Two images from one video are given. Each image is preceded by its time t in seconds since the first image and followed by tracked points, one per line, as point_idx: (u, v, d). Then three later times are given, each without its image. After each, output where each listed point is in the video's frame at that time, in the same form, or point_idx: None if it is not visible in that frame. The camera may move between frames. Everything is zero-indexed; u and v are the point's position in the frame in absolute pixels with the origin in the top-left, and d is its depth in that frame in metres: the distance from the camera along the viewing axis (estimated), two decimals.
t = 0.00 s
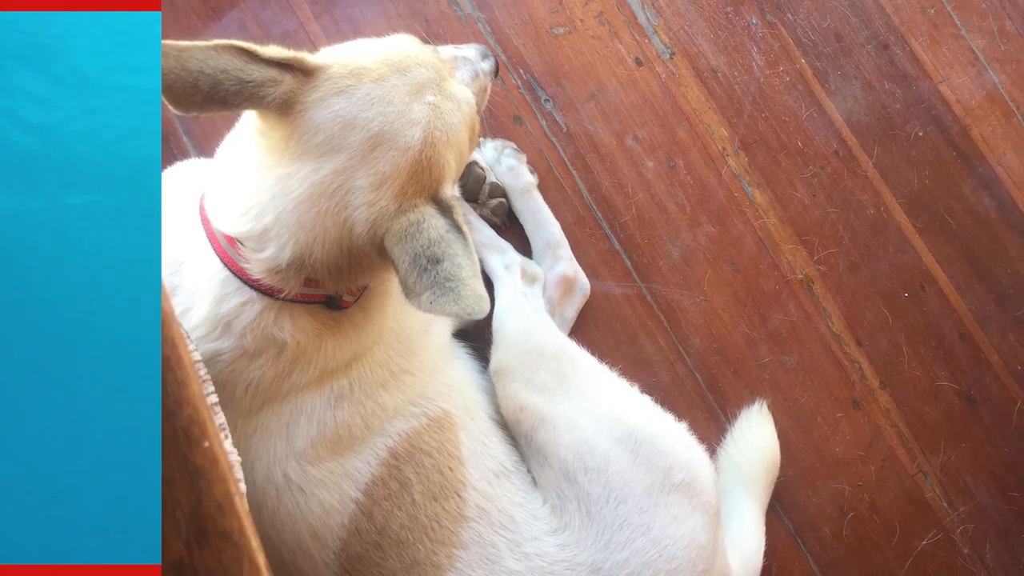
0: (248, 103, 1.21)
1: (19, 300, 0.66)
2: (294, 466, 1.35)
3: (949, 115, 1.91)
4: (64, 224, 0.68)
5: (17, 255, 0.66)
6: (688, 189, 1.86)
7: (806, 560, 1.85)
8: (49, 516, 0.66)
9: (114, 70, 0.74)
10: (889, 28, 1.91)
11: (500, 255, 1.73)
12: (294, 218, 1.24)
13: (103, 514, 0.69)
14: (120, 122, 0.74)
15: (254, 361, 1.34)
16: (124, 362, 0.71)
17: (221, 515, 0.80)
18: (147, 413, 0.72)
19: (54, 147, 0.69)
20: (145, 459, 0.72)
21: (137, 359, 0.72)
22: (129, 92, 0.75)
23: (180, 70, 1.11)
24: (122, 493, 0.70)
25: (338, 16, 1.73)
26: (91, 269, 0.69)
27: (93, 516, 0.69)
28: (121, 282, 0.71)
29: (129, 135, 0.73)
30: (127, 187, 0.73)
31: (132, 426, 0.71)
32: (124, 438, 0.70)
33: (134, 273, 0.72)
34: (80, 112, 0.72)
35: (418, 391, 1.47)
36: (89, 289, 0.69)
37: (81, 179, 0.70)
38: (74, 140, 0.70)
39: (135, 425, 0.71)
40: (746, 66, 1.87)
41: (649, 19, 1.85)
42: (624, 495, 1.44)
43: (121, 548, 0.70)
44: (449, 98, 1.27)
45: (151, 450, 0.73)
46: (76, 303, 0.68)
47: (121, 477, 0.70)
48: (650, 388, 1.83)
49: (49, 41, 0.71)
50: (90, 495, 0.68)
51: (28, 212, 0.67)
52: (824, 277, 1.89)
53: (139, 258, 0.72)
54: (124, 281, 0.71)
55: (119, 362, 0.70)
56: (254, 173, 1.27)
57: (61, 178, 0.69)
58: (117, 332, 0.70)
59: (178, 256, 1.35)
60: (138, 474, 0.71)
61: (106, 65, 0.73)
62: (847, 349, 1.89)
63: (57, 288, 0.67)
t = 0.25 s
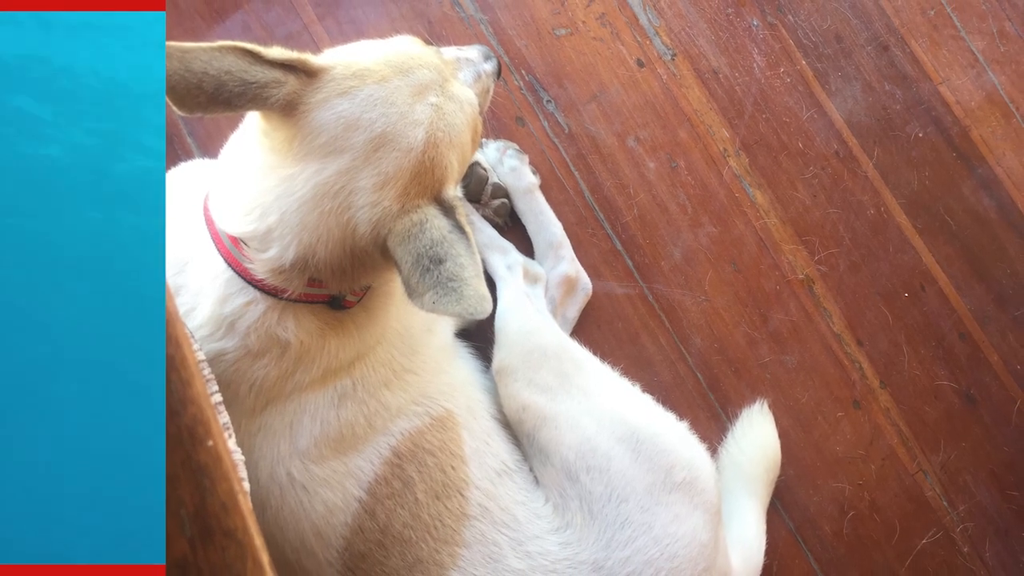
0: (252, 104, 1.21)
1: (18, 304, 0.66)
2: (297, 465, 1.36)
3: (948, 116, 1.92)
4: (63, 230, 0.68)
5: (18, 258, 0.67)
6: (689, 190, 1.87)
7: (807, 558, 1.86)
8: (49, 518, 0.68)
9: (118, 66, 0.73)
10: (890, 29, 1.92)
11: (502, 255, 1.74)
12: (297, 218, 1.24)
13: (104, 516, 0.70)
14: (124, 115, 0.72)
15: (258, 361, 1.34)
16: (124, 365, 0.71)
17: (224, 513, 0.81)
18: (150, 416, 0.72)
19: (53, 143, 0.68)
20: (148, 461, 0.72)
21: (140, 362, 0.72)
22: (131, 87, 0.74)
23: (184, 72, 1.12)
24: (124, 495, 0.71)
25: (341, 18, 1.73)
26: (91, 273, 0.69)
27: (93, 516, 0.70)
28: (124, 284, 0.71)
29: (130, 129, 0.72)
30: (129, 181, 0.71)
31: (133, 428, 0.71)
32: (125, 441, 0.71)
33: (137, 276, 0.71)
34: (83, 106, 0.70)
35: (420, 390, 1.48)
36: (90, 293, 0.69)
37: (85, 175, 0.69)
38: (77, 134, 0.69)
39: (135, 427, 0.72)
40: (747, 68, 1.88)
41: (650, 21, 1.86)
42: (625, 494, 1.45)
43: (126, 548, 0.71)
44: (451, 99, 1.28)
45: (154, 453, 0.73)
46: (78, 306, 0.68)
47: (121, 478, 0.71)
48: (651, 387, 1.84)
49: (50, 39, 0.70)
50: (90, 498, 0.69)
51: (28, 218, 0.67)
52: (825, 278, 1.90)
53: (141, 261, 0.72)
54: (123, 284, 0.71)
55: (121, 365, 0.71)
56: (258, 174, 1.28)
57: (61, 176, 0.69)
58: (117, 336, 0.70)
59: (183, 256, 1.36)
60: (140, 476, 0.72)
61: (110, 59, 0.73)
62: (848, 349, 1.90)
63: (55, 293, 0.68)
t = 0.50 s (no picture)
0: (256, 105, 1.22)
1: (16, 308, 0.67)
2: (301, 464, 1.37)
3: (948, 118, 1.93)
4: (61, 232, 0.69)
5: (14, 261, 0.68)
6: (690, 191, 1.87)
7: (807, 557, 1.87)
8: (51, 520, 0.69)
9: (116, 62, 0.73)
10: (890, 31, 1.92)
11: (505, 255, 1.75)
12: (301, 218, 1.25)
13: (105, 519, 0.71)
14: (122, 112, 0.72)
15: (262, 360, 1.35)
16: (126, 369, 0.72)
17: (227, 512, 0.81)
18: (150, 419, 0.73)
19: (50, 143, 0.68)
20: (151, 465, 0.73)
21: (143, 366, 0.73)
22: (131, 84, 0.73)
23: (188, 73, 1.13)
24: (126, 498, 0.72)
25: (344, 19, 1.74)
26: (90, 275, 0.70)
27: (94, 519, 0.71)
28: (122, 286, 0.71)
29: (130, 129, 0.72)
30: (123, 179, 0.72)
31: (135, 432, 0.72)
32: (127, 445, 0.72)
33: (136, 274, 0.72)
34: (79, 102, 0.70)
35: (423, 390, 1.48)
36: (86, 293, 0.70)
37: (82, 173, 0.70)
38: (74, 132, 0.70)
39: (138, 431, 0.72)
40: (748, 69, 1.89)
41: (652, 22, 1.86)
42: (627, 493, 1.45)
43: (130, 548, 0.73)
44: (454, 100, 1.28)
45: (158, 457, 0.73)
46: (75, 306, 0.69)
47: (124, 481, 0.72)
48: (653, 387, 1.84)
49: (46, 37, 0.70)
50: (91, 500, 0.70)
51: (23, 222, 0.68)
52: (825, 278, 1.90)
53: (138, 261, 0.72)
54: (122, 286, 0.71)
55: (122, 370, 0.71)
56: (261, 175, 1.29)
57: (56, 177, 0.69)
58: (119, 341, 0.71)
59: (187, 256, 1.37)
60: (142, 481, 0.73)
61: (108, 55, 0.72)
62: (848, 348, 1.91)
63: (54, 296, 0.68)
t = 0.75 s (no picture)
0: (260, 106, 1.23)
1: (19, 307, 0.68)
2: (304, 463, 1.37)
3: (948, 118, 1.94)
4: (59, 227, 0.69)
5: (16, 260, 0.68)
6: (692, 191, 1.88)
7: (808, 556, 1.88)
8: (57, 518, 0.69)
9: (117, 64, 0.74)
10: (890, 32, 1.93)
11: (507, 256, 1.76)
12: (304, 219, 1.26)
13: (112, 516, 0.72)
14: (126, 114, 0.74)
15: (266, 360, 1.36)
16: (135, 366, 0.73)
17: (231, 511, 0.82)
18: (157, 420, 0.74)
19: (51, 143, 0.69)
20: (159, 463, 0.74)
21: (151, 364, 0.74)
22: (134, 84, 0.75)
23: (192, 74, 1.13)
24: (132, 496, 0.73)
25: (347, 21, 1.75)
26: (94, 276, 0.71)
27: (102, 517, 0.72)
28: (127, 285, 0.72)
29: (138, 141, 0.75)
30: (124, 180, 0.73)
31: (144, 430, 0.73)
32: (135, 443, 0.73)
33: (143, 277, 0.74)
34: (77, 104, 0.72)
35: (426, 389, 1.49)
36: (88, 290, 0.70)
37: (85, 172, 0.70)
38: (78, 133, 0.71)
39: (146, 429, 0.73)
40: (749, 70, 1.90)
41: (653, 24, 1.87)
42: (629, 492, 1.46)
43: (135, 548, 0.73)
44: (456, 101, 1.29)
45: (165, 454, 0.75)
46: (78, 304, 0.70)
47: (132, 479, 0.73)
48: (654, 386, 1.85)
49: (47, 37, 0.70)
50: (98, 499, 0.71)
51: (26, 221, 0.68)
52: (826, 278, 1.91)
53: (142, 260, 0.74)
54: (127, 283, 0.72)
55: (131, 368, 0.73)
56: (265, 175, 1.29)
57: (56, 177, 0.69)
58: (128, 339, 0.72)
59: (191, 256, 1.38)
60: (150, 478, 0.74)
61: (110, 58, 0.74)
62: (848, 348, 1.92)
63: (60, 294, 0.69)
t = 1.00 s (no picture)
0: (263, 107, 1.24)
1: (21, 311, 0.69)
2: (308, 462, 1.38)
3: (948, 119, 1.95)
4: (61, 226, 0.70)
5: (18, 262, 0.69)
6: (693, 192, 1.89)
7: (808, 554, 1.88)
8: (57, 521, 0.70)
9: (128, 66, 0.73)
10: (890, 34, 1.94)
11: (509, 256, 1.77)
12: (308, 219, 1.27)
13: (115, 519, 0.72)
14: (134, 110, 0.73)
15: (269, 360, 1.37)
16: (138, 368, 0.73)
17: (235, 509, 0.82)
18: (161, 421, 0.74)
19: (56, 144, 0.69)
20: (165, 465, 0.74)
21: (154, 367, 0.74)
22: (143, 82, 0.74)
23: (196, 76, 1.14)
24: (135, 496, 0.73)
25: (351, 22, 1.76)
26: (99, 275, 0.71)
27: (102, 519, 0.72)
28: (133, 285, 0.73)
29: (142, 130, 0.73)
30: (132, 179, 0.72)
31: (146, 432, 0.73)
32: (138, 444, 0.73)
33: (146, 276, 0.73)
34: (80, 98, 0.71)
35: (429, 388, 1.50)
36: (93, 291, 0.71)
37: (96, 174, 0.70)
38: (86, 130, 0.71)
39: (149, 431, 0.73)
40: (750, 71, 1.90)
41: (655, 25, 1.88)
42: (630, 491, 1.47)
43: (139, 549, 0.73)
44: (459, 102, 1.30)
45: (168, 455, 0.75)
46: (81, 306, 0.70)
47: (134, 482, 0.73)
48: (656, 386, 1.86)
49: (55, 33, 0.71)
50: (101, 500, 0.72)
51: (29, 223, 0.69)
52: (826, 278, 1.92)
53: (147, 258, 0.73)
54: (129, 283, 0.73)
55: (132, 371, 0.73)
56: (269, 176, 1.30)
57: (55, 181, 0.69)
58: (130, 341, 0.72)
59: (195, 256, 1.39)
60: (153, 480, 0.74)
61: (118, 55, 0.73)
62: (849, 347, 1.92)
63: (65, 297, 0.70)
